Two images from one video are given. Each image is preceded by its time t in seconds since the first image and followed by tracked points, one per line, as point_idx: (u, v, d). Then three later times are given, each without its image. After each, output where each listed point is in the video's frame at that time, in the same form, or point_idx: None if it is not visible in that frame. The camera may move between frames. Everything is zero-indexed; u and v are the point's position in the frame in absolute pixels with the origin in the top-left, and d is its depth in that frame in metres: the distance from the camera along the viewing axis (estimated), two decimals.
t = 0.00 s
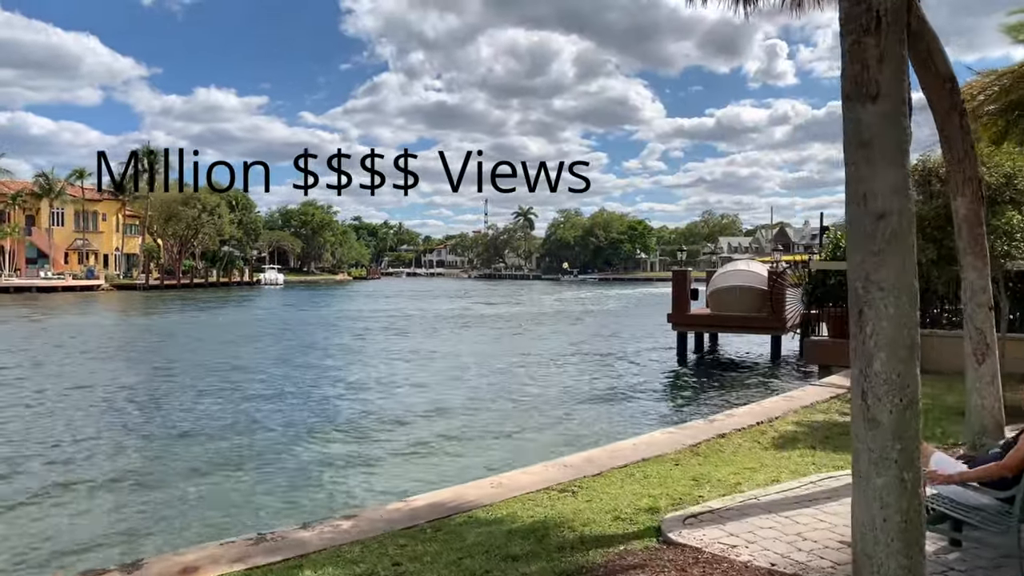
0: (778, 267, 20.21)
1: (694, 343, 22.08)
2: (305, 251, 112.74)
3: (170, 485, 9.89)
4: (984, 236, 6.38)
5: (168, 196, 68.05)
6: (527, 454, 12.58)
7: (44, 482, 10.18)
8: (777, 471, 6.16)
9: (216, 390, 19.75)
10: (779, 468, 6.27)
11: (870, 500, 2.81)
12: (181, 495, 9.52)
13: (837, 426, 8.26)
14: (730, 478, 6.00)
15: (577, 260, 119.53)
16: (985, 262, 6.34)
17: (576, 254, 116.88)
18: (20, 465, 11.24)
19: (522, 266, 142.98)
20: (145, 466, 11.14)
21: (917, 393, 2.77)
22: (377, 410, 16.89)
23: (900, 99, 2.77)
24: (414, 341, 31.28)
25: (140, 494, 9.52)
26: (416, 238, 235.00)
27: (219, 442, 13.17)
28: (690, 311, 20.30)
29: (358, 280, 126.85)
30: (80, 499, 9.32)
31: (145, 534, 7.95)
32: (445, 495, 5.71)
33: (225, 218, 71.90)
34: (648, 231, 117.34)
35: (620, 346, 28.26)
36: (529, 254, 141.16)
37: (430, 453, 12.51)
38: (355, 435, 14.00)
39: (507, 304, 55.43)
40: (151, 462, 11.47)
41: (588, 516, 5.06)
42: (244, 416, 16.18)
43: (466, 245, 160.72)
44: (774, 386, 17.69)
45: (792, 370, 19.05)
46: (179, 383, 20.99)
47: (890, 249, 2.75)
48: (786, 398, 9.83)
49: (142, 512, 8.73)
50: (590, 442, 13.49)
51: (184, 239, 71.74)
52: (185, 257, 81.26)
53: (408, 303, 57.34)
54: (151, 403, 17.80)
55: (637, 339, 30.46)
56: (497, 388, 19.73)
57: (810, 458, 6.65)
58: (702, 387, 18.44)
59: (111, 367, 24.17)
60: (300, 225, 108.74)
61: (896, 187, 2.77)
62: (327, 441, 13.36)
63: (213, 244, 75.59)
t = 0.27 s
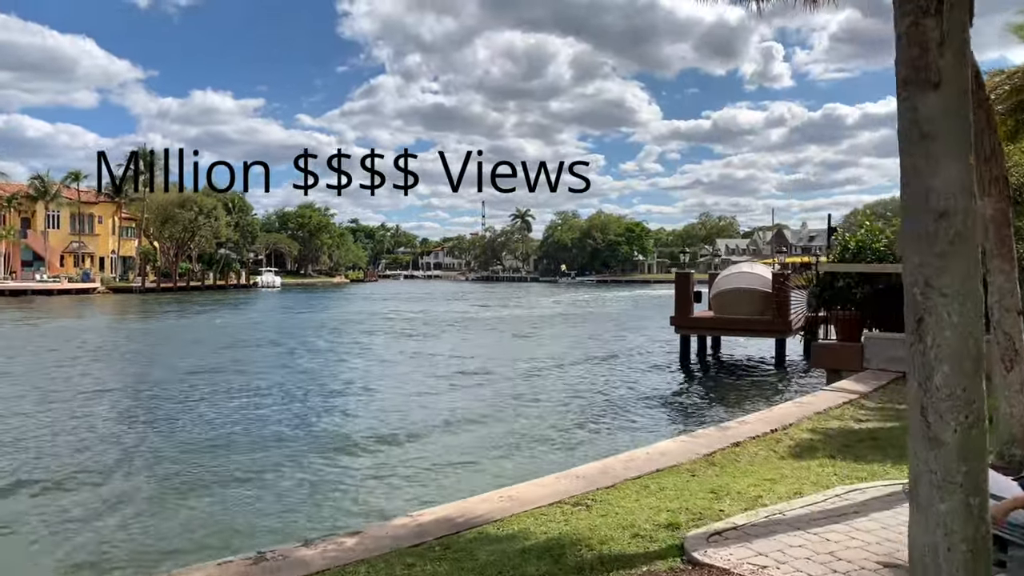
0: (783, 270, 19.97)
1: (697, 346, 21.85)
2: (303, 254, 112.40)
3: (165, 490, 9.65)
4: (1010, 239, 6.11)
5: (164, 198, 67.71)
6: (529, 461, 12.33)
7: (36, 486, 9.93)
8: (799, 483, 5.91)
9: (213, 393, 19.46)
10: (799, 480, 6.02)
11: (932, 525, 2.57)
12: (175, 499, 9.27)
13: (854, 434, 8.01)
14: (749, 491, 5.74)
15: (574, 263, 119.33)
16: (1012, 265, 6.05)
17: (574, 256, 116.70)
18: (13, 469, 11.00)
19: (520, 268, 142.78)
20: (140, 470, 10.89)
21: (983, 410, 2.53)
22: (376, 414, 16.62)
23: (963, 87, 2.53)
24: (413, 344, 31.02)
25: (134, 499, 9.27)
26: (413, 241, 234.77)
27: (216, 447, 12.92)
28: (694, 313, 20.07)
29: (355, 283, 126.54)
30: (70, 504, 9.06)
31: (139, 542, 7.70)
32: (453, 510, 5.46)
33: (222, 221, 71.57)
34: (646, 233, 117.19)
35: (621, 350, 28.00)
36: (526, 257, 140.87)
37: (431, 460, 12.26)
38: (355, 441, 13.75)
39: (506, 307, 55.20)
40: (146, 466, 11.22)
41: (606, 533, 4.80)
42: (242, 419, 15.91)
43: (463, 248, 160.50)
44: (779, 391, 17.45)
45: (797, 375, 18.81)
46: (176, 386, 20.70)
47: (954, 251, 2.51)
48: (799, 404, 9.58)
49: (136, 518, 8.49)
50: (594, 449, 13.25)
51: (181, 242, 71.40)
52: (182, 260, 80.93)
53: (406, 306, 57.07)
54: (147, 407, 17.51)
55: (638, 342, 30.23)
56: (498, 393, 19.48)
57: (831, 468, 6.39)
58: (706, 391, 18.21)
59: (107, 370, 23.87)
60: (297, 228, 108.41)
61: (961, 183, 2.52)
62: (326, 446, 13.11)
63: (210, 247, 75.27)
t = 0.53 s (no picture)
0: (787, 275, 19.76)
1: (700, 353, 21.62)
2: (299, 259, 112.08)
3: (158, 508, 9.40)
4: None
5: (160, 203, 67.36)
6: (532, 472, 12.10)
7: (27, 504, 9.71)
8: (822, 499, 5.66)
9: (210, 400, 19.19)
10: (823, 495, 5.76)
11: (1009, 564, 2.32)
12: (170, 518, 9.04)
13: (872, 446, 7.76)
14: (771, 508, 5.49)
15: (572, 268, 119.19)
16: None
17: (572, 261, 116.57)
18: (5, 485, 10.77)
19: (517, 273, 142.67)
20: (135, 486, 10.66)
21: None
22: (376, 423, 16.34)
23: None
24: (411, 350, 30.77)
25: (128, 518, 9.04)
26: (410, 246, 234.59)
27: (213, 460, 12.68)
28: (697, 319, 19.86)
29: (352, 288, 126.21)
30: (63, 524, 8.84)
31: (132, 565, 7.48)
32: (463, 528, 5.21)
33: (219, 225, 71.24)
34: (644, 239, 117.06)
35: (623, 355, 27.74)
36: (524, 261, 140.59)
37: (431, 473, 12.01)
38: (354, 452, 13.50)
39: (504, 312, 54.96)
40: (141, 481, 10.99)
41: (626, 555, 4.54)
42: (239, 429, 15.64)
43: (460, 253, 160.32)
44: (784, 400, 17.23)
45: (802, 383, 18.58)
46: (171, 394, 20.39)
47: None
48: (812, 414, 9.33)
49: (129, 539, 8.26)
50: (598, 460, 13.02)
51: (177, 246, 71.08)
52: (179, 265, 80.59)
53: (404, 311, 56.77)
54: (141, 415, 17.22)
55: (639, 348, 29.98)
56: (499, 400, 19.23)
57: (854, 483, 6.14)
58: (710, 399, 17.98)
59: (101, 377, 23.57)
60: (295, 233, 108.16)
61: None
62: (325, 458, 12.87)
63: (206, 252, 74.91)
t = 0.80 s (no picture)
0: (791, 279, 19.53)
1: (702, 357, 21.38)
2: (295, 264, 111.62)
3: (154, 545, 9.12)
4: None
5: (155, 207, 66.85)
6: (534, 487, 11.86)
7: (17, 537, 9.47)
8: (850, 512, 5.40)
9: (206, 408, 18.86)
10: (851, 507, 5.51)
11: None
12: (163, 556, 8.79)
13: (891, 456, 7.52)
14: (798, 522, 5.23)
15: (568, 273, 118.90)
16: None
17: (568, 266, 116.27)
18: None
19: (513, 278, 142.37)
20: (127, 512, 10.41)
21: None
22: (375, 430, 16.06)
23: None
24: (409, 354, 30.45)
25: (123, 555, 8.76)
26: (405, 250, 234.01)
27: (211, 474, 12.40)
28: (700, 325, 19.63)
29: (348, 292, 125.74)
30: (52, 562, 8.59)
31: None
32: (475, 545, 4.94)
33: (214, 230, 70.80)
34: (640, 243, 116.85)
35: (623, 360, 27.48)
36: (521, 266, 140.30)
37: (433, 487, 11.76)
38: (353, 463, 13.25)
39: (501, 316, 54.67)
40: (135, 506, 10.74)
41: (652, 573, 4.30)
42: (236, 437, 15.34)
43: (456, 257, 159.92)
44: (788, 407, 17.02)
45: (806, 389, 18.36)
46: (166, 400, 20.05)
47: None
48: (826, 421, 9.10)
49: None
50: (600, 472, 12.79)
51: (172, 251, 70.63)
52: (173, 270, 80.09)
53: (400, 315, 56.43)
54: (136, 423, 16.89)
55: (639, 352, 29.72)
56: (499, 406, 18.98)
57: (881, 495, 5.88)
58: (713, 405, 17.75)
59: (95, 383, 23.21)
60: (290, 237, 107.65)
61: None
62: (323, 472, 12.61)
63: (201, 257, 74.42)
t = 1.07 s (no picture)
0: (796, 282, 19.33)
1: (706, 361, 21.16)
2: (293, 268, 111.36)
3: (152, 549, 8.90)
4: None
5: (153, 211, 66.61)
6: (541, 494, 11.60)
7: (9, 545, 9.24)
8: (881, 528, 5.16)
9: (203, 413, 18.62)
10: (881, 523, 5.27)
11: None
12: (161, 566, 8.49)
13: (914, 465, 7.29)
14: (828, 539, 4.98)
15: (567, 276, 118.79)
16: None
17: (566, 269, 116.16)
18: None
19: (512, 281, 142.25)
20: (124, 520, 10.11)
21: None
22: (376, 436, 15.83)
23: None
24: (408, 359, 30.22)
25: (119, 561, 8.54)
26: (403, 254, 233.75)
27: (208, 481, 12.17)
28: (705, 329, 19.41)
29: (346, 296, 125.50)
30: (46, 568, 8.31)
31: None
32: (488, 565, 4.66)
33: (212, 233, 70.48)
34: (639, 247, 116.74)
35: (626, 364, 27.22)
36: (519, 269, 140.02)
37: (436, 494, 11.54)
38: (355, 469, 12.98)
39: (500, 320, 54.50)
40: (133, 513, 10.44)
41: None
42: (234, 443, 15.12)
43: (454, 261, 159.72)
44: (796, 411, 16.77)
45: (812, 394, 18.13)
46: (163, 405, 19.80)
47: None
48: (841, 429, 8.88)
49: None
50: (608, 479, 12.52)
51: (170, 255, 70.41)
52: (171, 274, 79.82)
53: (399, 320, 56.19)
54: (132, 428, 16.66)
55: (640, 357, 29.52)
56: (502, 411, 18.70)
57: (909, 509, 5.64)
58: (719, 410, 17.51)
59: (91, 388, 22.97)
60: (288, 241, 107.44)
61: None
62: (324, 479, 12.33)
63: (198, 260, 74.17)
